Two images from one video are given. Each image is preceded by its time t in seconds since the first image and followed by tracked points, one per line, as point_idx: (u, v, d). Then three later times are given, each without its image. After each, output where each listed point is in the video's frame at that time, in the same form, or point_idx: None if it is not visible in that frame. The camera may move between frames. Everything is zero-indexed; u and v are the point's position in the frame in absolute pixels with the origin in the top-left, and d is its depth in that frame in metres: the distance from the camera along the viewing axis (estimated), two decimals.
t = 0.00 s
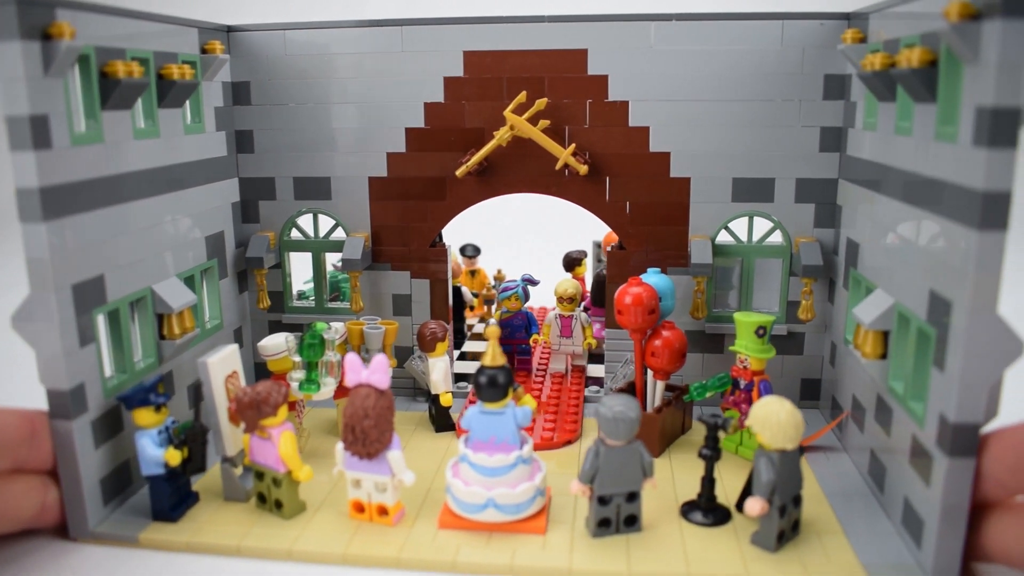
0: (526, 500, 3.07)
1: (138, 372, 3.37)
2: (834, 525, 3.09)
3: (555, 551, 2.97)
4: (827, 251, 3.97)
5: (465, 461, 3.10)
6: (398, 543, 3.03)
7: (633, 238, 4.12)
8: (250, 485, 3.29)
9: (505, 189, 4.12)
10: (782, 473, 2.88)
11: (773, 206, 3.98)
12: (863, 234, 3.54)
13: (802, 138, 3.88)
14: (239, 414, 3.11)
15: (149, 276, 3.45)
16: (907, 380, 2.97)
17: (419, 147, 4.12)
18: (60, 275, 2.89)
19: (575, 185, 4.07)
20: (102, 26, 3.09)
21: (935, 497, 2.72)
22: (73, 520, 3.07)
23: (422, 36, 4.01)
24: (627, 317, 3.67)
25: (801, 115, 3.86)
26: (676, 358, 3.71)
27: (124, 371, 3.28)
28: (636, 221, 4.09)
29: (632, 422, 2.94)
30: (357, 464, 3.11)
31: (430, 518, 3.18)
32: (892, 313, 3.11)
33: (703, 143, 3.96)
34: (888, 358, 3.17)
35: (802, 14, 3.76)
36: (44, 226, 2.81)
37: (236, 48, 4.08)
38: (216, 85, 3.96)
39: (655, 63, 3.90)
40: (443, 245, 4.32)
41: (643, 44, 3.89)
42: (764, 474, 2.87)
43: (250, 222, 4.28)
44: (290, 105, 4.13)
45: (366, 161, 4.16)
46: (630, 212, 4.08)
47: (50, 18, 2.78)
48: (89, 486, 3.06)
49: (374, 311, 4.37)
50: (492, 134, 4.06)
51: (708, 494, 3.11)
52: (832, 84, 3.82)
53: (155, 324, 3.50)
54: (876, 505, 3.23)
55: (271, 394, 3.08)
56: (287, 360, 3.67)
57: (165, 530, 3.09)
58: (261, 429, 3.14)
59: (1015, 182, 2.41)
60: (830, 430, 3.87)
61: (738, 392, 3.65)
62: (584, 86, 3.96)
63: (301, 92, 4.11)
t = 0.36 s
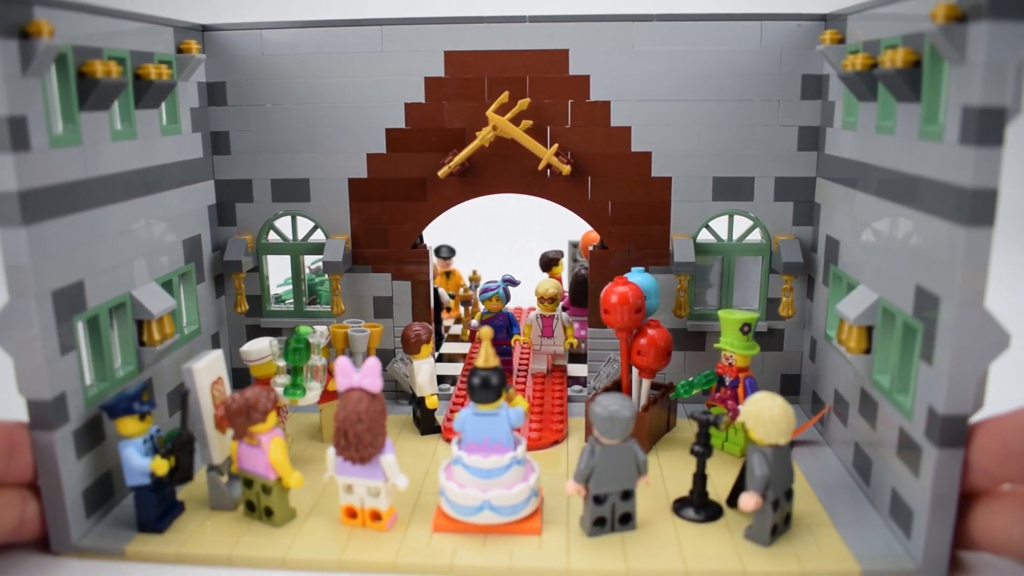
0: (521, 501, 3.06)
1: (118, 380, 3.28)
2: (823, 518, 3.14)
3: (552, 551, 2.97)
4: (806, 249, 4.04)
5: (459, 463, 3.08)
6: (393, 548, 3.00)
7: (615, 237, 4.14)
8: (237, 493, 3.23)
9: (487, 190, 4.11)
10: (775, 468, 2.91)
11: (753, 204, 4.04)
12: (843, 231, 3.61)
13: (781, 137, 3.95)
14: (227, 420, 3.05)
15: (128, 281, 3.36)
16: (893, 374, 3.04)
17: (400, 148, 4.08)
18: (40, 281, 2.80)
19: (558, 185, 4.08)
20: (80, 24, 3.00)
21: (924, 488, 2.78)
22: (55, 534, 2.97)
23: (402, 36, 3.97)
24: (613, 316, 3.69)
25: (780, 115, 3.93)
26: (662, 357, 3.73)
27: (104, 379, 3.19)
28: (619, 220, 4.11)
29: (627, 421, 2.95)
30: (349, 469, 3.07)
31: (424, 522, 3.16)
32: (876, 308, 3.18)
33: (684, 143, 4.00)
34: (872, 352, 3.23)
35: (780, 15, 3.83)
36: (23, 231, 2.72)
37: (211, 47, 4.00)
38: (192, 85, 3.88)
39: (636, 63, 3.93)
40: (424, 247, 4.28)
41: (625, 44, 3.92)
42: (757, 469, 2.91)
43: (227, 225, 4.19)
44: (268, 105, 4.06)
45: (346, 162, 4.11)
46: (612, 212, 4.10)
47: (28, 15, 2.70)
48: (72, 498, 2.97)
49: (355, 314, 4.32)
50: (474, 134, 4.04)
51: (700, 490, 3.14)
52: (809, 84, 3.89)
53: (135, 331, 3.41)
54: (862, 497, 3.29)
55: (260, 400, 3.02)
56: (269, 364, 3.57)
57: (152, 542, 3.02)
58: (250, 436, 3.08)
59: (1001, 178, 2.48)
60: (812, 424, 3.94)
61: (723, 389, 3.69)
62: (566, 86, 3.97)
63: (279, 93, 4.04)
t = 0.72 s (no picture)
0: (518, 501, 3.06)
1: (101, 387, 3.20)
2: (813, 510, 3.20)
3: (549, 550, 2.98)
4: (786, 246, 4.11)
5: (454, 465, 3.07)
6: (390, 551, 2.98)
7: (599, 237, 4.17)
8: (227, 500, 3.17)
9: (471, 191, 4.10)
10: (768, 463, 2.96)
11: (734, 203, 4.10)
12: (824, 228, 3.68)
13: (761, 136, 4.01)
14: (218, 427, 2.99)
15: (109, 286, 3.28)
16: (879, 367, 3.11)
17: (383, 149, 4.05)
18: (23, 287, 2.72)
19: (542, 185, 4.09)
20: (59, 22, 2.92)
21: (914, 479, 2.84)
22: (40, 547, 2.89)
23: (385, 35, 3.94)
24: (601, 315, 3.71)
25: (760, 115, 3.99)
26: (649, 355, 3.76)
27: (87, 387, 3.11)
28: (602, 220, 4.14)
29: (623, 419, 2.97)
30: (343, 473, 3.03)
31: (419, 525, 3.14)
32: (861, 304, 3.24)
33: (666, 142, 4.04)
34: (856, 347, 3.30)
35: (759, 16, 3.88)
36: (6, 236, 2.64)
37: (188, 47, 3.92)
38: (169, 86, 3.80)
39: (619, 63, 3.96)
40: (407, 248, 4.25)
41: (607, 44, 3.94)
42: (751, 464, 2.95)
43: (205, 228, 4.11)
44: (247, 106, 4.00)
45: (328, 163, 4.06)
46: (595, 211, 4.13)
47: (8, 13, 2.62)
48: (58, 510, 2.89)
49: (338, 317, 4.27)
50: (457, 135, 4.03)
51: (693, 486, 3.18)
52: (788, 84, 3.96)
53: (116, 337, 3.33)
54: (849, 490, 3.35)
55: (251, 406, 2.97)
56: (256, 369, 3.50)
57: (142, 552, 2.95)
58: (241, 442, 3.03)
59: (987, 176, 2.55)
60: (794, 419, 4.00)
61: (709, 385, 3.74)
62: (549, 86, 3.98)
63: (258, 93, 3.98)
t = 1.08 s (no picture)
0: (515, 502, 3.06)
1: (86, 395, 3.13)
2: (804, 504, 3.25)
3: (548, 550, 2.98)
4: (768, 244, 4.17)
5: (451, 466, 3.06)
6: (388, 555, 2.96)
7: (585, 236, 4.18)
8: (219, 507, 3.12)
9: (457, 191, 4.09)
10: (763, 458, 2.99)
11: (717, 202, 4.15)
12: (808, 226, 3.74)
13: (744, 136, 4.07)
14: (210, 432, 2.94)
15: (92, 291, 3.21)
16: (867, 361, 3.16)
17: (367, 150, 4.02)
18: (8, 293, 2.65)
19: (528, 185, 4.09)
20: (42, 20, 2.85)
21: (905, 471, 2.90)
22: (27, 560, 2.81)
23: (369, 35, 3.91)
24: (590, 314, 3.73)
25: (742, 115, 4.04)
26: (638, 353, 3.79)
27: (73, 395, 3.04)
28: (588, 219, 4.16)
29: (621, 417, 2.98)
30: (338, 478, 3.00)
31: (415, 528, 3.12)
32: (847, 301, 3.30)
33: (651, 142, 4.07)
34: (843, 342, 3.36)
35: (742, 17, 3.93)
36: None
37: (168, 46, 3.85)
38: (149, 86, 3.73)
39: (604, 64, 3.98)
40: (391, 249, 4.21)
41: (592, 45, 3.97)
42: (747, 460, 2.98)
43: (186, 231, 4.04)
44: (229, 107, 3.94)
45: (312, 164, 4.02)
46: (581, 211, 4.14)
47: None
48: (45, 521, 2.81)
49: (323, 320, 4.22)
50: (442, 135, 4.01)
51: (687, 483, 3.20)
52: (769, 84, 4.02)
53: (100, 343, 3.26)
54: (838, 483, 3.41)
55: (245, 411, 2.92)
56: (244, 373, 3.44)
57: (133, 562, 2.89)
58: (233, 448, 2.98)
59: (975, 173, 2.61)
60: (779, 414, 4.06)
61: (698, 382, 3.77)
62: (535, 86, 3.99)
63: (241, 93, 3.93)
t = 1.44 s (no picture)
0: (513, 501, 3.06)
1: (71, 402, 3.05)
2: (794, 497, 3.31)
3: (547, 549, 2.99)
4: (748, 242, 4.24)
5: (447, 467, 3.05)
6: (387, 558, 2.94)
7: (569, 236, 4.20)
8: (210, 514, 3.07)
9: (441, 192, 4.08)
10: (756, 452, 3.04)
11: (699, 201, 4.20)
12: (789, 224, 3.81)
13: (724, 135, 4.13)
14: (203, 438, 2.89)
15: (75, 297, 3.13)
16: (853, 355, 3.23)
17: (350, 150, 3.98)
18: None
19: (512, 185, 4.10)
20: (22, 19, 2.78)
21: (894, 462, 2.97)
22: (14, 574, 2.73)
23: (351, 35, 3.87)
24: (578, 313, 3.76)
25: (723, 114, 4.10)
26: (625, 351, 3.83)
27: (58, 403, 2.96)
28: (572, 219, 4.18)
29: (617, 415, 3.00)
30: (334, 481, 2.98)
31: (412, 530, 3.11)
32: (832, 296, 3.36)
33: (634, 142, 4.11)
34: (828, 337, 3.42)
35: (722, 18, 3.99)
36: None
37: (146, 46, 3.77)
38: (127, 86, 3.65)
39: (587, 64, 4.01)
40: (375, 251, 4.18)
41: (576, 45, 3.99)
42: (740, 454, 3.03)
43: (165, 234, 3.96)
44: (209, 107, 3.87)
45: (294, 165, 3.97)
46: (565, 210, 4.16)
47: None
48: (33, 533, 2.74)
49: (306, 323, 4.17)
50: (426, 135, 3.99)
51: (679, 478, 3.24)
52: (749, 84, 4.09)
53: (84, 349, 3.18)
54: (824, 476, 3.48)
55: (238, 416, 2.88)
56: (231, 378, 3.38)
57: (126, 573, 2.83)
58: (226, 454, 2.94)
59: (961, 171, 2.69)
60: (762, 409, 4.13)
61: (684, 379, 3.82)
62: (518, 86, 4.00)
63: (220, 93, 3.86)
